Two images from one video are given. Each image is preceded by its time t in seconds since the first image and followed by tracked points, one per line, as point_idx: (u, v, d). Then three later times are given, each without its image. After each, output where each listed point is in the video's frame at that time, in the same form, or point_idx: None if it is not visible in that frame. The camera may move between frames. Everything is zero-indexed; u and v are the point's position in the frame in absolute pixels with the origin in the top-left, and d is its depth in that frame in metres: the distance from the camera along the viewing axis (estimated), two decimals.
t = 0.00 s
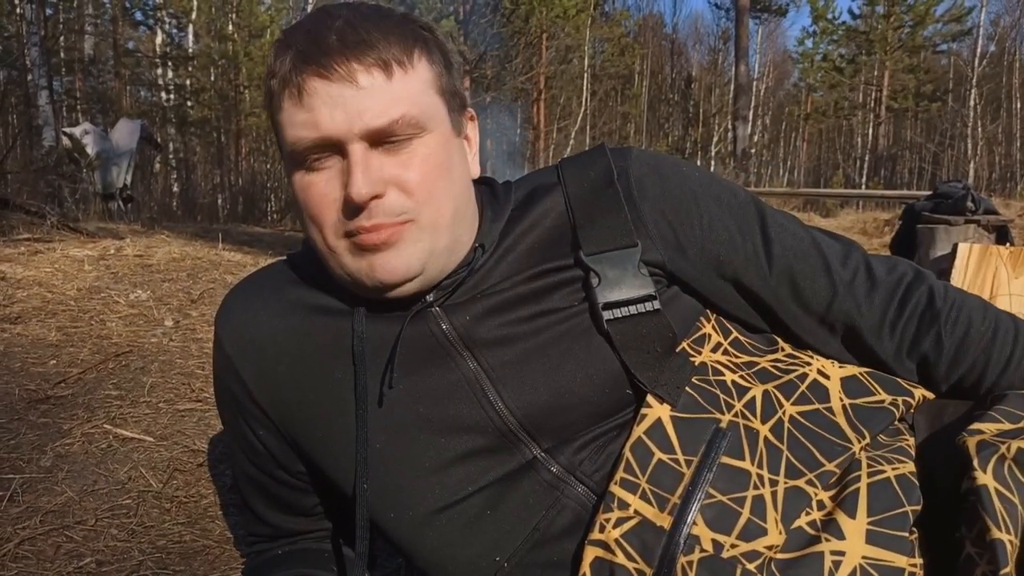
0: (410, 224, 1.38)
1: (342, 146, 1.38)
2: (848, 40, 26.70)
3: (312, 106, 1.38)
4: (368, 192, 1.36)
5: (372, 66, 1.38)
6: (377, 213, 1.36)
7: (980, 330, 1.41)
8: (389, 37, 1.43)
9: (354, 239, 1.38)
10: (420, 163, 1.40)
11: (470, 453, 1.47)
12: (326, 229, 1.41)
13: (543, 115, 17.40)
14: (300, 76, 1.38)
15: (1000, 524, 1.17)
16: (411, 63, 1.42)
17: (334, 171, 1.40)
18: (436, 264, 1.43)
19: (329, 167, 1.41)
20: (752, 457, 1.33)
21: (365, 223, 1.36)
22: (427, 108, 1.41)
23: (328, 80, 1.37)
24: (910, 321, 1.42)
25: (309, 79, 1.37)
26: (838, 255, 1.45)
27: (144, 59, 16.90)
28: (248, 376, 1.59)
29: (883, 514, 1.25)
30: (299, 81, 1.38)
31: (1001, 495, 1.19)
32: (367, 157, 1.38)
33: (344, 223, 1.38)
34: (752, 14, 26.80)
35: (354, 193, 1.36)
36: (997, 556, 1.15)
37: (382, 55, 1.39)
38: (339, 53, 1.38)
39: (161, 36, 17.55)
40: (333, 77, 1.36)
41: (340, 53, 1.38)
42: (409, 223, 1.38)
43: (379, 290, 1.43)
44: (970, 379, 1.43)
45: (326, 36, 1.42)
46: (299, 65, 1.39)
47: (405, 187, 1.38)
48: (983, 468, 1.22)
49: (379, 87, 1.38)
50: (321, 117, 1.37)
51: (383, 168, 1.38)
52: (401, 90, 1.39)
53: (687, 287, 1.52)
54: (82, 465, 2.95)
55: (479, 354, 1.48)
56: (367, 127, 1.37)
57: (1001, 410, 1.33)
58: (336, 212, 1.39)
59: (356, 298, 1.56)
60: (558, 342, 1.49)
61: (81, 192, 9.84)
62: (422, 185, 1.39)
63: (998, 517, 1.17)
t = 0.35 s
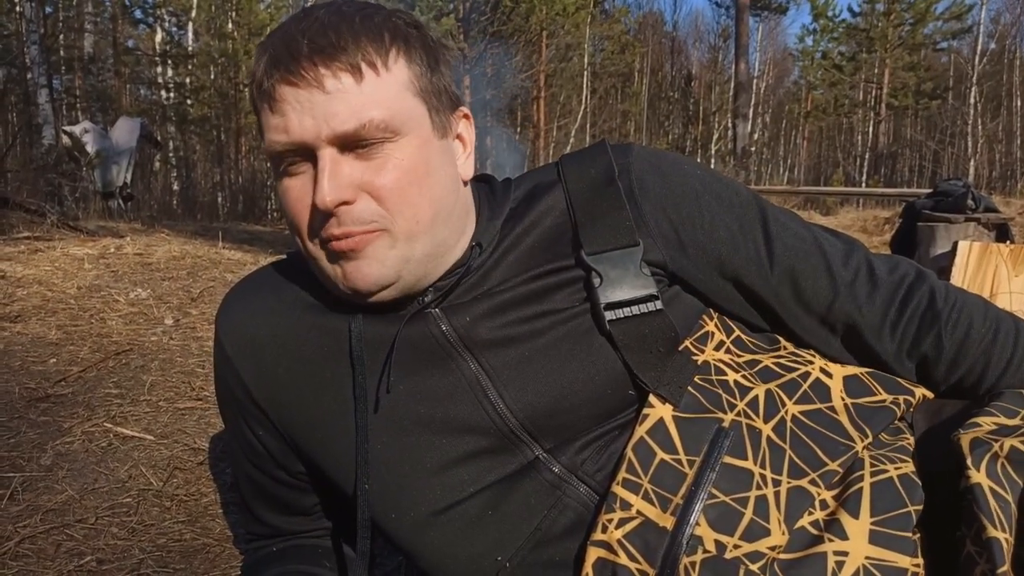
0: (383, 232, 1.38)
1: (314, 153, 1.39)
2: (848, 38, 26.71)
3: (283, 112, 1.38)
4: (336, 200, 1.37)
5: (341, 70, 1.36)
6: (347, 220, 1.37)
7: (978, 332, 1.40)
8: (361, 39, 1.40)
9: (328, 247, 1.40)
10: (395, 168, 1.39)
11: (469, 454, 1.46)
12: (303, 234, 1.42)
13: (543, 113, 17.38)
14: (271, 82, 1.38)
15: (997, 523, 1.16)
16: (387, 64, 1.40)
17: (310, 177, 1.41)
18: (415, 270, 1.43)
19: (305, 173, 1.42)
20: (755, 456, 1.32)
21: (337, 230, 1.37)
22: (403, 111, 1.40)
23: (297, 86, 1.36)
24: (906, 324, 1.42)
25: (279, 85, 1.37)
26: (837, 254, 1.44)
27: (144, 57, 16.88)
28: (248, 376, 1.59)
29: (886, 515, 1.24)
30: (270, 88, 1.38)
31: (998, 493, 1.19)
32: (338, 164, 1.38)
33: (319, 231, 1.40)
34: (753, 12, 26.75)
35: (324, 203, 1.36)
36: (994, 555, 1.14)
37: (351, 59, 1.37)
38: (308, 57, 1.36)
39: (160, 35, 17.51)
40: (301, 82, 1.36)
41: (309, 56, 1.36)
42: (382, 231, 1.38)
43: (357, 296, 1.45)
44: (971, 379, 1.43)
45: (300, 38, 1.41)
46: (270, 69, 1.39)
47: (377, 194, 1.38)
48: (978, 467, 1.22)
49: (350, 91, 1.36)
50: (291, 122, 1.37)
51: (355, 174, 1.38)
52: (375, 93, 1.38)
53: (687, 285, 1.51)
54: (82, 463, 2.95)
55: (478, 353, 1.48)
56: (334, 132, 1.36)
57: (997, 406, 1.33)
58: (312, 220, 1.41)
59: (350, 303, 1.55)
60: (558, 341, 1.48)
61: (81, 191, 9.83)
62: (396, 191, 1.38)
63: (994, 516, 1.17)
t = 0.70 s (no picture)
0: (380, 240, 1.38)
1: (309, 163, 1.39)
2: (844, 43, 26.80)
3: (278, 123, 1.39)
4: (333, 209, 1.37)
5: (335, 80, 1.37)
6: (344, 229, 1.37)
7: (972, 336, 1.41)
8: (352, 49, 1.41)
9: (325, 256, 1.40)
10: (391, 176, 1.39)
11: (468, 462, 1.47)
12: (300, 244, 1.42)
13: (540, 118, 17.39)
14: (265, 93, 1.38)
15: (992, 527, 1.17)
16: (380, 72, 1.41)
17: (305, 188, 1.41)
18: (412, 278, 1.44)
19: (300, 184, 1.42)
20: (753, 463, 1.33)
21: (334, 241, 1.37)
22: (398, 119, 1.40)
23: (290, 98, 1.36)
24: (901, 327, 1.43)
25: (273, 97, 1.37)
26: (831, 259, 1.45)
27: (141, 62, 16.87)
28: (245, 384, 1.59)
29: (883, 521, 1.25)
30: (264, 99, 1.38)
31: (992, 498, 1.20)
32: (333, 172, 1.38)
33: (315, 241, 1.40)
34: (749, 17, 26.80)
35: (320, 213, 1.37)
36: (990, 561, 1.14)
37: (344, 68, 1.37)
38: (301, 67, 1.37)
39: (158, 40, 17.52)
40: (294, 93, 1.36)
41: (302, 66, 1.37)
42: (378, 240, 1.38)
43: (354, 305, 1.45)
44: (967, 385, 1.43)
45: (292, 48, 1.41)
46: (263, 80, 1.39)
47: (373, 202, 1.38)
48: (970, 473, 1.22)
49: (344, 101, 1.37)
50: (285, 133, 1.38)
51: (351, 183, 1.38)
52: (369, 102, 1.39)
53: (685, 292, 1.52)
54: (80, 470, 2.94)
55: (475, 360, 1.48)
56: (330, 142, 1.37)
57: (991, 411, 1.34)
58: (308, 229, 1.41)
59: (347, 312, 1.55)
60: (555, 348, 1.49)
61: (78, 196, 9.81)
62: (392, 198, 1.39)
63: (989, 522, 1.17)
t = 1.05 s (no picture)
0: (382, 238, 1.39)
1: (311, 162, 1.39)
2: (846, 40, 26.78)
3: (280, 121, 1.38)
4: (334, 209, 1.37)
5: (338, 79, 1.36)
6: (347, 229, 1.37)
7: (974, 331, 1.41)
8: (354, 47, 1.40)
9: (328, 255, 1.40)
10: (393, 176, 1.39)
11: (469, 456, 1.47)
12: (302, 242, 1.42)
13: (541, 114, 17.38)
14: (268, 92, 1.37)
15: (990, 522, 1.17)
16: (384, 71, 1.40)
17: (307, 186, 1.41)
18: (415, 275, 1.44)
19: (303, 183, 1.42)
20: (753, 458, 1.33)
21: (336, 239, 1.38)
22: (401, 118, 1.40)
23: (293, 97, 1.36)
24: (905, 324, 1.42)
25: (276, 96, 1.37)
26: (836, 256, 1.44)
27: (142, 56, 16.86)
28: (245, 377, 1.59)
29: (883, 515, 1.24)
30: (266, 98, 1.38)
31: (991, 492, 1.19)
32: (336, 172, 1.38)
33: (317, 239, 1.40)
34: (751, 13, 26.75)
35: (322, 212, 1.36)
36: (990, 555, 1.14)
37: (346, 67, 1.36)
38: (304, 67, 1.36)
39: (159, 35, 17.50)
40: (297, 93, 1.35)
41: (304, 66, 1.36)
42: (381, 238, 1.38)
43: (357, 302, 1.45)
44: (969, 381, 1.43)
45: (295, 46, 1.40)
46: (266, 78, 1.39)
47: (376, 201, 1.38)
48: (969, 468, 1.22)
49: (347, 100, 1.36)
50: (288, 132, 1.37)
51: (353, 182, 1.38)
52: (372, 101, 1.38)
53: (685, 286, 1.52)
54: (80, 464, 2.94)
55: (477, 355, 1.48)
56: (332, 142, 1.36)
57: (991, 407, 1.34)
58: (310, 228, 1.41)
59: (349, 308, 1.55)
60: (557, 343, 1.49)
61: (79, 190, 9.81)
62: (395, 198, 1.39)
63: (989, 516, 1.17)
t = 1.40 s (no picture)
0: (346, 235, 1.39)
1: (275, 162, 1.39)
2: (813, 45, 27.09)
3: (243, 122, 1.39)
4: (298, 208, 1.37)
5: (300, 80, 1.36)
6: (311, 227, 1.37)
7: (922, 332, 1.45)
8: (317, 47, 1.40)
9: (293, 253, 1.40)
10: (357, 174, 1.39)
11: (433, 450, 1.48)
12: (267, 240, 1.43)
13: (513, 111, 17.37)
14: (230, 94, 1.38)
15: (940, 522, 1.21)
16: (346, 71, 1.40)
17: (272, 185, 1.41)
18: (380, 273, 1.45)
19: (267, 182, 1.42)
20: (716, 458, 1.35)
21: (300, 237, 1.38)
22: (363, 118, 1.40)
23: (255, 97, 1.36)
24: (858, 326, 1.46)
25: (238, 97, 1.37)
26: (792, 260, 1.47)
27: (106, 46, 16.55)
28: (209, 375, 1.59)
29: (841, 515, 1.28)
30: (228, 99, 1.38)
31: (939, 494, 1.23)
32: (299, 171, 1.38)
33: (283, 237, 1.40)
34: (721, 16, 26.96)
35: (286, 211, 1.37)
36: (941, 556, 1.18)
37: (308, 67, 1.36)
38: (265, 67, 1.36)
39: (124, 24, 17.17)
40: (259, 93, 1.36)
41: (266, 66, 1.36)
42: (345, 236, 1.39)
43: (322, 299, 1.46)
44: (922, 384, 1.46)
45: (256, 46, 1.41)
46: (228, 78, 1.39)
47: (340, 199, 1.39)
48: (917, 469, 1.26)
49: (309, 100, 1.37)
50: (251, 132, 1.38)
51: (317, 181, 1.38)
52: (335, 101, 1.38)
53: (645, 281, 1.55)
54: (40, 462, 2.90)
55: (439, 350, 1.49)
56: (295, 141, 1.37)
57: (943, 408, 1.38)
58: (276, 227, 1.42)
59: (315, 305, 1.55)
60: (519, 336, 1.50)
61: (40, 182, 9.62)
62: (358, 197, 1.39)
63: (939, 517, 1.21)
